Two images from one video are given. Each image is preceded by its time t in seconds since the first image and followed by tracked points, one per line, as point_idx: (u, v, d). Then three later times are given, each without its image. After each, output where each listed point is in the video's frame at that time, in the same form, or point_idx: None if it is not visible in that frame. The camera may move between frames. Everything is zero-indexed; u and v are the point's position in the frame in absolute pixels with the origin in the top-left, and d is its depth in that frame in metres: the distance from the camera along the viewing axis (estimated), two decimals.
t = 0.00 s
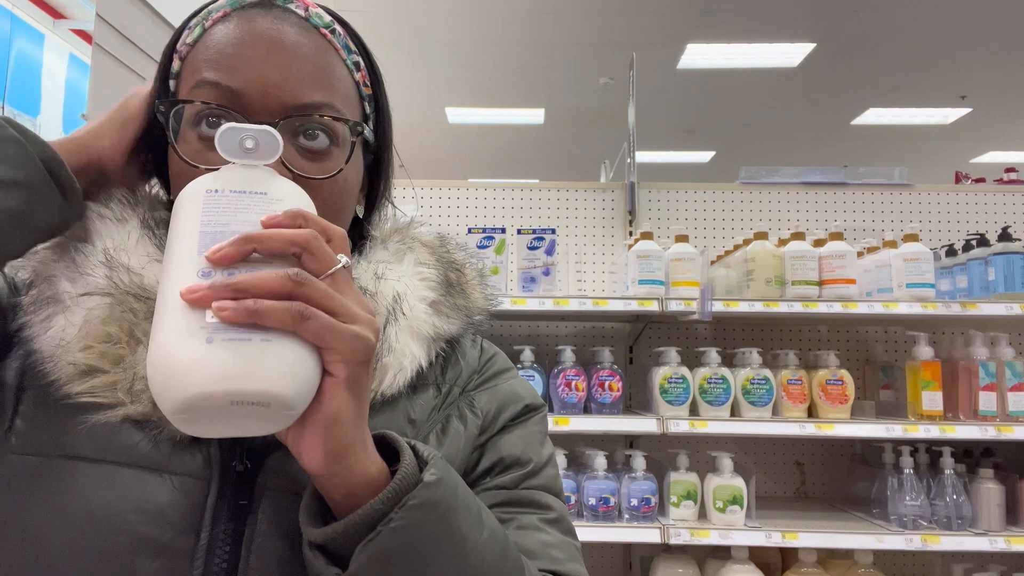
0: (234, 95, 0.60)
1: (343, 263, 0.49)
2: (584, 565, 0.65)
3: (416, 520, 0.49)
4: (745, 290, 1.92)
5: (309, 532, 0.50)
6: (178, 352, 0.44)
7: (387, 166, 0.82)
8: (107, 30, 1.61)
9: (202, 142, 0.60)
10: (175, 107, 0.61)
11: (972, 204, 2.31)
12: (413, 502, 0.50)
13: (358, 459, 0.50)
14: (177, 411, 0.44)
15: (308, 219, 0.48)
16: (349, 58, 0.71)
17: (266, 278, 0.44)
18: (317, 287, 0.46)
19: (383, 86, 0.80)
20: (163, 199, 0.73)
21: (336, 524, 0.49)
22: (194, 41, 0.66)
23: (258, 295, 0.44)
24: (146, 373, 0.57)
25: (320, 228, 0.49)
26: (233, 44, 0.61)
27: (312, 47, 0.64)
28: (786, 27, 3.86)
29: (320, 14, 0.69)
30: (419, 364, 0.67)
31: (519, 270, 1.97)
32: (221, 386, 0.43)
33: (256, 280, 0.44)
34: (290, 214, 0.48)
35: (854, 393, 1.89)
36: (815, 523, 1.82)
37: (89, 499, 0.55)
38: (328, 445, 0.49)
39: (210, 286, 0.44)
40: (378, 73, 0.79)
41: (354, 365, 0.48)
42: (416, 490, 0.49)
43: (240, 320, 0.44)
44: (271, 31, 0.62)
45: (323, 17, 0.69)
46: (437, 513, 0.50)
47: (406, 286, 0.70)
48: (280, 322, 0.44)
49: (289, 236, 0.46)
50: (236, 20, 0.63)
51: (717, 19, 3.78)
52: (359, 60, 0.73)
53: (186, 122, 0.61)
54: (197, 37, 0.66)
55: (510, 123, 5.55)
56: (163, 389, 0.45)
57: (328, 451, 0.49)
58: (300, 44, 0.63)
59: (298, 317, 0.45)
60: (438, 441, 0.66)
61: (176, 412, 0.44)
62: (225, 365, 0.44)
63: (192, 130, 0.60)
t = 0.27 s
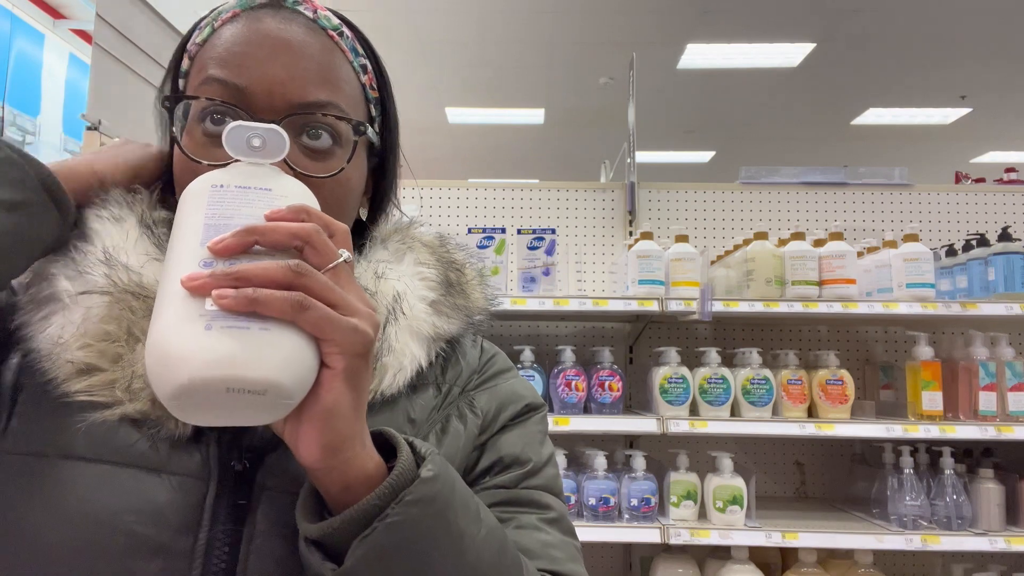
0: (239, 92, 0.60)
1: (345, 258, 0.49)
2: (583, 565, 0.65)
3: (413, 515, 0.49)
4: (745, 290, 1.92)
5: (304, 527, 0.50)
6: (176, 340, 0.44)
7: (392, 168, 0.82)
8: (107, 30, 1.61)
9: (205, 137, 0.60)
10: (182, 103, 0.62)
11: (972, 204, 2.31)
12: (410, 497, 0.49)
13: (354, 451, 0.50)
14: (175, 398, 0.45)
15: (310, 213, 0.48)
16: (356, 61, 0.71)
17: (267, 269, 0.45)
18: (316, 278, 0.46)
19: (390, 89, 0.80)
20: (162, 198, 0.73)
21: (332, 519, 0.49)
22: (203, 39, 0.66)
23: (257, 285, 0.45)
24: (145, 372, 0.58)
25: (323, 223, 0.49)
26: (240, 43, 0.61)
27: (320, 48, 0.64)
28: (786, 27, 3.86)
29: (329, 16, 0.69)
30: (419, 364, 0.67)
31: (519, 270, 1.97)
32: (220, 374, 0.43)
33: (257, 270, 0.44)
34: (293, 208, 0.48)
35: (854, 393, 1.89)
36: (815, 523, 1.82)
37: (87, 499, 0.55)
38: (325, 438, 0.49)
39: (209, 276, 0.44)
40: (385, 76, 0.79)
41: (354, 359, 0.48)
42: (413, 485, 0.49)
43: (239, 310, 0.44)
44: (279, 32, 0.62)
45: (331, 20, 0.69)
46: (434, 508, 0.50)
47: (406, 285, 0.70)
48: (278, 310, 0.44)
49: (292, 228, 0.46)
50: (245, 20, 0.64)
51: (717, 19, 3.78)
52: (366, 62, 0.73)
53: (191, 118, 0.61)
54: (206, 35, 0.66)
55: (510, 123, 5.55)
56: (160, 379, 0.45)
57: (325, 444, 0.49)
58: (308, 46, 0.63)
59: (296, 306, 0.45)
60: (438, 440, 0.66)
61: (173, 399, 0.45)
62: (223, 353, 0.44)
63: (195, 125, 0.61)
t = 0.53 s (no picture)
0: (246, 95, 0.60)
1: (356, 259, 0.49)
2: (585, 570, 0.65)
3: (419, 516, 0.49)
4: (745, 290, 1.92)
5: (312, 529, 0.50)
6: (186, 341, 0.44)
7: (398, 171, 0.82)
8: (107, 31, 1.61)
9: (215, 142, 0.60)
10: (189, 107, 0.62)
11: (972, 204, 2.31)
12: (417, 498, 0.50)
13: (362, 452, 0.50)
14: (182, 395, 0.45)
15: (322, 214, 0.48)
16: (361, 63, 0.71)
17: (280, 269, 0.44)
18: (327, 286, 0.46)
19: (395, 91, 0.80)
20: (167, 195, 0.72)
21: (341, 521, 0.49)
22: (209, 42, 0.66)
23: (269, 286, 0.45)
24: (150, 373, 0.58)
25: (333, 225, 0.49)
26: (248, 46, 0.61)
27: (326, 50, 0.64)
28: (786, 27, 3.86)
29: (334, 19, 0.69)
30: (424, 367, 0.68)
31: (520, 270, 1.97)
32: (233, 371, 0.43)
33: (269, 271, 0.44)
34: (304, 209, 0.48)
35: (854, 393, 1.89)
36: (816, 523, 1.82)
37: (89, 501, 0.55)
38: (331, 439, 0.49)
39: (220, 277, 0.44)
40: (389, 77, 0.79)
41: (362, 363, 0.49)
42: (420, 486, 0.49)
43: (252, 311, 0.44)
44: (285, 34, 0.62)
45: (337, 23, 0.69)
46: (441, 510, 0.50)
47: (411, 289, 0.71)
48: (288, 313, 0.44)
49: (304, 229, 0.46)
50: (251, 22, 0.64)
51: (717, 19, 3.78)
52: (371, 64, 0.73)
53: (199, 121, 0.61)
54: (212, 38, 0.66)
55: (510, 122, 5.55)
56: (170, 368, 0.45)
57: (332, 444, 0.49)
58: (315, 47, 0.63)
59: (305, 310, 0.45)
60: (442, 442, 0.65)
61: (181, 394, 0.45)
62: (233, 354, 0.43)
63: (204, 129, 0.61)
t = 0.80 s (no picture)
0: (245, 92, 0.59)
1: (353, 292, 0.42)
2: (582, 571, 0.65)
3: (419, 523, 0.49)
4: (745, 290, 1.92)
5: (313, 536, 0.49)
6: (159, 393, 0.41)
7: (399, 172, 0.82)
8: (107, 31, 1.61)
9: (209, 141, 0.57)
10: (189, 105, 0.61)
11: (972, 205, 2.31)
12: (416, 506, 0.49)
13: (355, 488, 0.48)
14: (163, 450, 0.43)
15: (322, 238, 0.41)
16: (363, 64, 0.71)
17: (255, 326, 0.38)
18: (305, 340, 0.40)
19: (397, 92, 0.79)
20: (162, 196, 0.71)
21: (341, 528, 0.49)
22: (212, 42, 0.67)
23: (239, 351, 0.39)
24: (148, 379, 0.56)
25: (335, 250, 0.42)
26: (250, 46, 0.61)
27: (328, 51, 0.64)
28: (786, 27, 3.86)
29: (338, 20, 0.69)
30: (424, 373, 0.67)
31: (520, 270, 1.97)
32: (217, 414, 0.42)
33: (243, 329, 0.38)
34: (302, 227, 0.40)
35: (854, 393, 1.89)
36: (816, 523, 1.82)
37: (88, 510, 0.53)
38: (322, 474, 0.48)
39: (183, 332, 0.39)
40: (391, 77, 0.79)
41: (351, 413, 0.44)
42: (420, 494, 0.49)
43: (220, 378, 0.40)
44: (286, 33, 0.62)
45: (339, 24, 0.70)
46: (440, 516, 0.50)
47: (412, 294, 0.70)
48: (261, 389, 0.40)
49: (290, 272, 0.39)
50: (253, 22, 0.63)
51: (717, 19, 3.78)
52: (373, 65, 0.73)
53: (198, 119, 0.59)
54: (216, 38, 0.67)
55: (510, 122, 5.55)
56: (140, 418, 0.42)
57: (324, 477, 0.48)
58: (318, 48, 0.63)
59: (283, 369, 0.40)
60: (441, 444, 0.65)
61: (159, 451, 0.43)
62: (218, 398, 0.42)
63: (201, 128, 0.59)
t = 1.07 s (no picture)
0: (236, 94, 0.61)
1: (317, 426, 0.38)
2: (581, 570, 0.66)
3: (423, 536, 0.49)
4: (745, 290, 1.92)
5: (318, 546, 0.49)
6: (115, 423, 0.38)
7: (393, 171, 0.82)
8: (107, 31, 1.61)
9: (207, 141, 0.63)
10: (181, 105, 0.63)
11: (972, 204, 2.31)
12: (421, 521, 0.49)
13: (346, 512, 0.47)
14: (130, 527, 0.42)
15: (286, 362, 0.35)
16: (356, 61, 0.70)
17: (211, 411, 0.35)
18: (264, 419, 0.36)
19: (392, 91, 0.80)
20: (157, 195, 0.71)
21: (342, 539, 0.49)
22: (203, 40, 0.66)
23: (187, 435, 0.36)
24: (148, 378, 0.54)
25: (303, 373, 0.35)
26: (240, 45, 0.61)
27: (317, 48, 0.64)
28: (787, 27, 3.86)
29: (328, 16, 0.68)
30: (422, 375, 0.67)
31: (519, 270, 1.97)
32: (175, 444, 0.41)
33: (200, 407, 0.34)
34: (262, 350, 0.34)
35: (854, 393, 1.89)
36: (816, 523, 1.82)
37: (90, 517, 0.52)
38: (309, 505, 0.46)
39: (125, 411, 0.35)
40: (386, 76, 0.79)
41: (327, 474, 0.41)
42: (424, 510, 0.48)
43: (169, 475, 0.37)
44: (277, 32, 0.62)
45: (331, 19, 0.68)
46: (444, 529, 0.50)
47: (411, 295, 0.69)
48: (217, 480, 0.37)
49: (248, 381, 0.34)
50: (244, 20, 0.63)
51: (717, 19, 3.78)
52: (366, 61, 0.72)
53: (192, 119, 0.63)
54: (206, 36, 0.66)
55: (510, 123, 5.55)
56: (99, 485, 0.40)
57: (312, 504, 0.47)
58: (308, 46, 0.63)
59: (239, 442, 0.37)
60: (439, 446, 0.65)
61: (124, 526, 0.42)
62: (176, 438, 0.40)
63: (197, 128, 0.63)
